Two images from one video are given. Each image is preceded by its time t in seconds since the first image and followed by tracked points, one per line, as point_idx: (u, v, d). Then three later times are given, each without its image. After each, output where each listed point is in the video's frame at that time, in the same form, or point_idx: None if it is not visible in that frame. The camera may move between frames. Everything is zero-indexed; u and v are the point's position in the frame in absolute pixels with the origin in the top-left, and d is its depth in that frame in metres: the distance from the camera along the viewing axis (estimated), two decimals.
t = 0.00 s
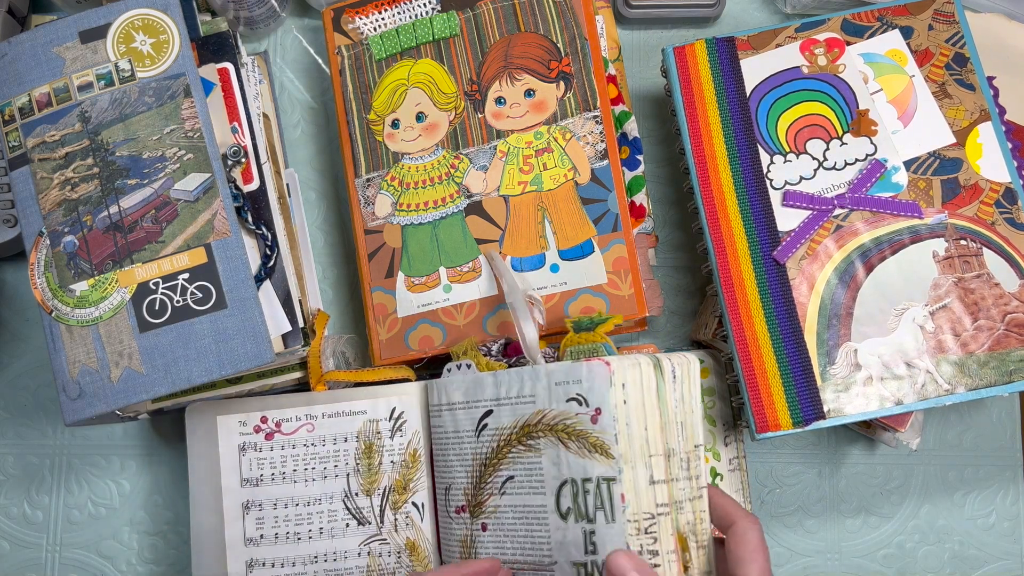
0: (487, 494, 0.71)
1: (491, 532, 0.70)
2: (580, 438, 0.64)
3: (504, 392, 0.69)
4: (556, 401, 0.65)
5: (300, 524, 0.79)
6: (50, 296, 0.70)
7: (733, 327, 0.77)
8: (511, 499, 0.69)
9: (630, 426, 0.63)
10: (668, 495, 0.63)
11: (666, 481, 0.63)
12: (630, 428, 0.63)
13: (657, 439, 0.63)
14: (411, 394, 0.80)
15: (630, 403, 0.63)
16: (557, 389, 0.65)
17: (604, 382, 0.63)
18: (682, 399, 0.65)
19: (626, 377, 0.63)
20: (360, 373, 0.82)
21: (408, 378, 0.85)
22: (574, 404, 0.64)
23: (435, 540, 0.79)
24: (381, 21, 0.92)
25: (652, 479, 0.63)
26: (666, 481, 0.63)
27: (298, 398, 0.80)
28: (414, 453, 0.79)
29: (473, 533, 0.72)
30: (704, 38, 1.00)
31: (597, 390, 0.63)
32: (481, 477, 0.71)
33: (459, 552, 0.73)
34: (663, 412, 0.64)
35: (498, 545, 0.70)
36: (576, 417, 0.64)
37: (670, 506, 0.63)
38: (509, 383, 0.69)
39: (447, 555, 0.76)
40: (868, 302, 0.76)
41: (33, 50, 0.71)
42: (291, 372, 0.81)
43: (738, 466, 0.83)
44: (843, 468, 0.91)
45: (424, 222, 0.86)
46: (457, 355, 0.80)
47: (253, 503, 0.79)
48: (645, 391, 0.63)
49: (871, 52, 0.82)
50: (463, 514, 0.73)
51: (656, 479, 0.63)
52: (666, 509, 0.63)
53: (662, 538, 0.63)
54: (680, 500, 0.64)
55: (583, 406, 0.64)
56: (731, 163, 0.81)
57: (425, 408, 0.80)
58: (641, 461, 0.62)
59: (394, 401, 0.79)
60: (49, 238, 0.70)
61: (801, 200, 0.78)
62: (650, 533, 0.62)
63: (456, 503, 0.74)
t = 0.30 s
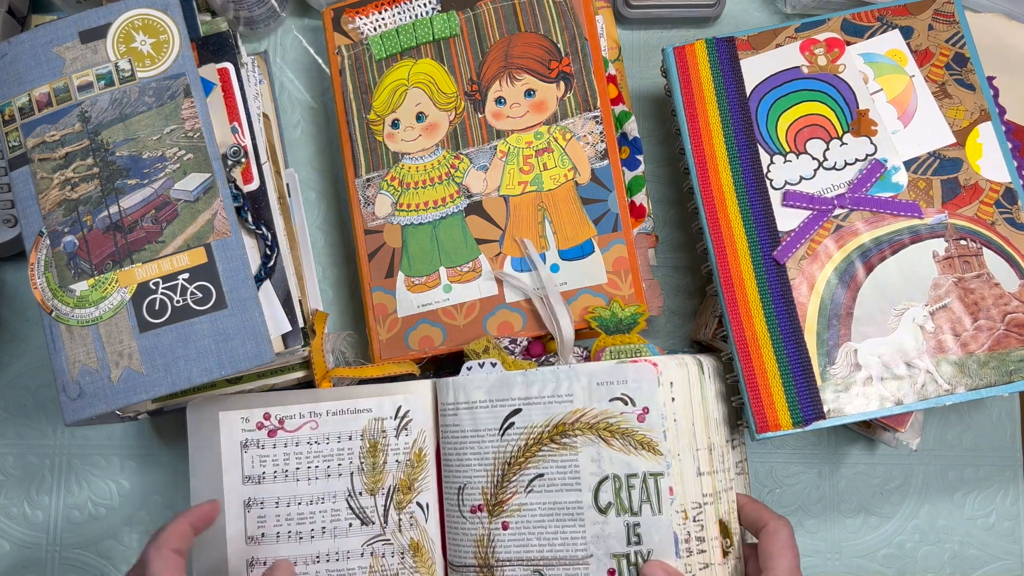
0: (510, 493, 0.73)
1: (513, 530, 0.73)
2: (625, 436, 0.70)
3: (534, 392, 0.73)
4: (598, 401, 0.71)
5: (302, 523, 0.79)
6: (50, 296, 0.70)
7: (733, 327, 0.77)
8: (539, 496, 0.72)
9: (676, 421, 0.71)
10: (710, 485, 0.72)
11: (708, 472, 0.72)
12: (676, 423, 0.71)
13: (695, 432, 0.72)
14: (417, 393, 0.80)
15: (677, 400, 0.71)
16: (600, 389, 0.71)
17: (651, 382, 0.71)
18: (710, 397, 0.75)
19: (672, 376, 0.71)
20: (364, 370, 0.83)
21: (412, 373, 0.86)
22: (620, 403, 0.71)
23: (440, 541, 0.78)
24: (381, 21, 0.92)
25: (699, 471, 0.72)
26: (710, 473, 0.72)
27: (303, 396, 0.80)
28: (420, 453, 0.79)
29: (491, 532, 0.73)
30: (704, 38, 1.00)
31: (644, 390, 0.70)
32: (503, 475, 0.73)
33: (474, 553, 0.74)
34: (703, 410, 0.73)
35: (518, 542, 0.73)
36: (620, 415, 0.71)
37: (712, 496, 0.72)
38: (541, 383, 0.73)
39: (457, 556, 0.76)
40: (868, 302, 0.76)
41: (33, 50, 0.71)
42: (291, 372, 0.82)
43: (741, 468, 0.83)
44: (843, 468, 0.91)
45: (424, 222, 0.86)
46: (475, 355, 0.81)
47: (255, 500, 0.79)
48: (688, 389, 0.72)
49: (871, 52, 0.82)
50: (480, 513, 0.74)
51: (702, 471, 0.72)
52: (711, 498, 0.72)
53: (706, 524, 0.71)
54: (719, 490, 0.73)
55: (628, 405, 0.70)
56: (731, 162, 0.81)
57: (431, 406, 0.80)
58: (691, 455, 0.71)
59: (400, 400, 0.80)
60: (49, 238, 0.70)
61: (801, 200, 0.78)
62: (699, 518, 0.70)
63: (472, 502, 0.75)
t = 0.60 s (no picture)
0: (516, 492, 0.74)
1: (519, 530, 0.73)
2: (635, 435, 0.72)
3: (543, 391, 0.74)
4: (607, 400, 0.73)
5: (305, 521, 0.79)
6: (50, 296, 0.70)
7: (733, 327, 0.77)
8: (546, 496, 0.73)
9: (684, 419, 0.73)
10: (718, 482, 0.75)
11: (716, 470, 0.75)
12: (684, 421, 0.73)
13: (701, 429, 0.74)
14: (419, 394, 0.80)
15: (686, 399, 0.73)
16: (610, 389, 0.73)
17: (661, 382, 0.72)
18: (715, 396, 0.77)
19: (681, 375, 0.73)
20: (367, 368, 0.83)
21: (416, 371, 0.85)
22: (631, 403, 0.72)
23: (442, 541, 0.78)
24: (381, 21, 0.92)
25: (708, 468, 0.74)
26: (716, 470, 0.75)
27: (307, 394, 0.80)
28: (422, 452, 0.79)
29: (497, 531, 0.74)
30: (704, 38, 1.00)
31: (654, 390, 0.72)
32: (510, 475, 0.74)
33: (478, 553, 0.74)
34: (709, 410, 0.76)
35: (523, 542, 0.73)
36: (630, 415, 0.72)
37: (719, 492, 0.75)
38: (550, 383, 0.74)
39: (459, 556, 0.76)
40: (868, 302, 0.76)
41: (33, 50, 0.71)
42: (291, 372, 0.82)
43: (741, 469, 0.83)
44: (843, 468, 0.91)
45: (424, 222, 0.86)
46: (481, 353, 0.81)
47: (258, 499, 0.79)
48: (695, 387, 0.74)
49: (871, 52, 0.82)
50: (484, 513, 0.74)
51: (710, 468, 0.75)
52: (718, 495, 0.75)
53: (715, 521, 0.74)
54: (725, 487, 0.76)
55: (638, 405, 0.72)
56: (731, 162, 0.81)
57: (435, 406, 0.80)
58: (699, 453, 0.74)
59: (402, 400, 0.79)
60: (49, 238, 0.70)
61: (801, 201, 0.78)
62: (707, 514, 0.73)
63: (477, 502, 0.75)
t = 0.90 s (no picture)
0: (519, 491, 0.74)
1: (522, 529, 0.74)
2: (637, 433, 0.72)
3: (544, 391, 0.74)
4: (609, 399, 0.73)
5: (306, 522, 0.79)
6: (50, 296, 0.70)
7: (732, 328, 0.77)
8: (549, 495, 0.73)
9: (687, 418, 0.73)
10: (722, 480, 0.74)
11: (720, 469, 0.74)
12: (687, 418, 0.73)
13: (705, 427, 0.74)
14: (419, 394, 0.80)
15: (689, 397, 0.73)
16: (612, 387, 0.73)
17: (662, 380, 0.72)
18: (716, 395, 0.77)
19: (684, 373, 0.73)
20: (368, 368, 0.83)
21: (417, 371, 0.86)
22: (632, 401, 0.73)
23: (444, 540, 0.78)
24: (381, 21, 0.92)
25: (712, 466, 0.74)
26: (720, 469, 0.74)
27: (308, 394, 0.80)
28: (423, 452, 0.79)
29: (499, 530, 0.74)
30: (704, 38, 1.00)
31: (655, 388, 0.72)
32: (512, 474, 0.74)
33: (481, 552, 0.74)
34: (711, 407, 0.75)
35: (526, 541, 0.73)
36: (633, 413, 0.73)
37: (724, 490, 0.74)
38: (551, 382, 0.74)
39: (461, 556, 0.76)
40: (868, 302, 0.76)
41: (33, 50, 0.71)
42: (291, 372, 0.82)
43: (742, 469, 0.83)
44: (842, 468, 0.91)
45: (424, 222, 0.86)
46: (482, 352, 0.81)
47: (259, 500, 0.79)
48: (699, 384, 0.74)
49: (871, 52, 0.82)
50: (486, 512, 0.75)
51: (714, 467, 0.74)
52: (721, 492, 0.74)
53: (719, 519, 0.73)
54: (729, 486, 0.76)
55: (641, 403, 0.72)
56: (731, 163, 0.81)
57: (436, 405, 0.80)
58: (702, 451, 0.73)
59: (402, 400, 0.80)
60: (49, 238, 0.70)
61: (802, 201, 0.78)
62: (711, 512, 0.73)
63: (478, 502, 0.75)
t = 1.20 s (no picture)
0: (519, 491, 0.74)
1: (523, 529, 0.74)
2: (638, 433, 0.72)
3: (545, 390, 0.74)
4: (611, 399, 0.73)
5: (308, 522, 0.79)
6: (50, 296, 0.70)
7: (733, 328, 0.77)
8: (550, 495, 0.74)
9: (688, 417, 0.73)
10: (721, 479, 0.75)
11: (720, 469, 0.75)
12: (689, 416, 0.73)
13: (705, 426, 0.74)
14: (419, 393, 0.80)
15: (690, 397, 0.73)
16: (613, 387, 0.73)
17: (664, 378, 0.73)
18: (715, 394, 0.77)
19: (685, 372, 0.73)
20: (368, 368, 0.83)
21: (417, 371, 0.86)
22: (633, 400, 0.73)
23: (444, 541, 0.78)
24: (381, 21, 0.92)
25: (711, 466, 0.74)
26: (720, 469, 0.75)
27: (309, 394, 0.80)
28: (424, 452, 0.79)
29: (500, 530, 0.74)
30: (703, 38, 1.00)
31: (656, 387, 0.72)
32: (513, 474, 0.74)
33: (481, 552, 0.74)
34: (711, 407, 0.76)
35: (526, 540, 0.73)
36: (633, 413, 0.72)
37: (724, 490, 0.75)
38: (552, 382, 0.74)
39: (461, 557, 0.76)
40: (868, 302, 0.76)
41: (33, 50, 0.71)
42: (291, 372, 0.82)
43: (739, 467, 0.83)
44: (842, 468, 0.92)
45: (424, 222, 0.86)
46: (483, 352, 0.81)
47: (260, 500, 0.79)
48: (700, 382, 0.74)
49: (870, 52, 0.82)
50: (487, 513, 0.75)
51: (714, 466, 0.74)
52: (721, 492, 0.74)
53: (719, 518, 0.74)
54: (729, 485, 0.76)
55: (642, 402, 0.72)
56: (731, 163, 0.81)
57: (437, 405, 0.80)
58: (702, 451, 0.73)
59: (403, 400, 0.80)
60: (49, 238, 0.70)
61: (802, 201, 0.78)
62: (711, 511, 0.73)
63: (479, 502, 0.75)
